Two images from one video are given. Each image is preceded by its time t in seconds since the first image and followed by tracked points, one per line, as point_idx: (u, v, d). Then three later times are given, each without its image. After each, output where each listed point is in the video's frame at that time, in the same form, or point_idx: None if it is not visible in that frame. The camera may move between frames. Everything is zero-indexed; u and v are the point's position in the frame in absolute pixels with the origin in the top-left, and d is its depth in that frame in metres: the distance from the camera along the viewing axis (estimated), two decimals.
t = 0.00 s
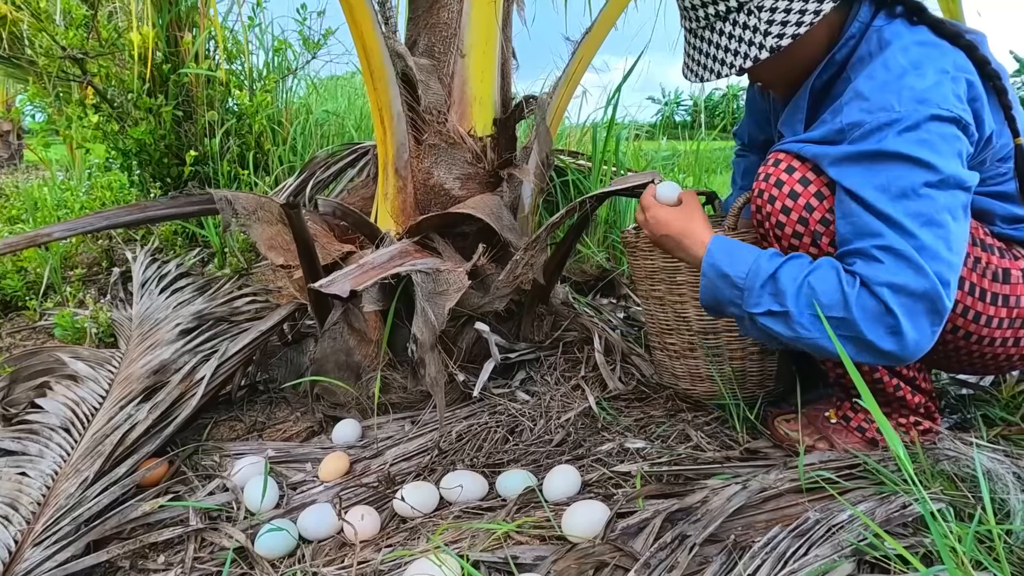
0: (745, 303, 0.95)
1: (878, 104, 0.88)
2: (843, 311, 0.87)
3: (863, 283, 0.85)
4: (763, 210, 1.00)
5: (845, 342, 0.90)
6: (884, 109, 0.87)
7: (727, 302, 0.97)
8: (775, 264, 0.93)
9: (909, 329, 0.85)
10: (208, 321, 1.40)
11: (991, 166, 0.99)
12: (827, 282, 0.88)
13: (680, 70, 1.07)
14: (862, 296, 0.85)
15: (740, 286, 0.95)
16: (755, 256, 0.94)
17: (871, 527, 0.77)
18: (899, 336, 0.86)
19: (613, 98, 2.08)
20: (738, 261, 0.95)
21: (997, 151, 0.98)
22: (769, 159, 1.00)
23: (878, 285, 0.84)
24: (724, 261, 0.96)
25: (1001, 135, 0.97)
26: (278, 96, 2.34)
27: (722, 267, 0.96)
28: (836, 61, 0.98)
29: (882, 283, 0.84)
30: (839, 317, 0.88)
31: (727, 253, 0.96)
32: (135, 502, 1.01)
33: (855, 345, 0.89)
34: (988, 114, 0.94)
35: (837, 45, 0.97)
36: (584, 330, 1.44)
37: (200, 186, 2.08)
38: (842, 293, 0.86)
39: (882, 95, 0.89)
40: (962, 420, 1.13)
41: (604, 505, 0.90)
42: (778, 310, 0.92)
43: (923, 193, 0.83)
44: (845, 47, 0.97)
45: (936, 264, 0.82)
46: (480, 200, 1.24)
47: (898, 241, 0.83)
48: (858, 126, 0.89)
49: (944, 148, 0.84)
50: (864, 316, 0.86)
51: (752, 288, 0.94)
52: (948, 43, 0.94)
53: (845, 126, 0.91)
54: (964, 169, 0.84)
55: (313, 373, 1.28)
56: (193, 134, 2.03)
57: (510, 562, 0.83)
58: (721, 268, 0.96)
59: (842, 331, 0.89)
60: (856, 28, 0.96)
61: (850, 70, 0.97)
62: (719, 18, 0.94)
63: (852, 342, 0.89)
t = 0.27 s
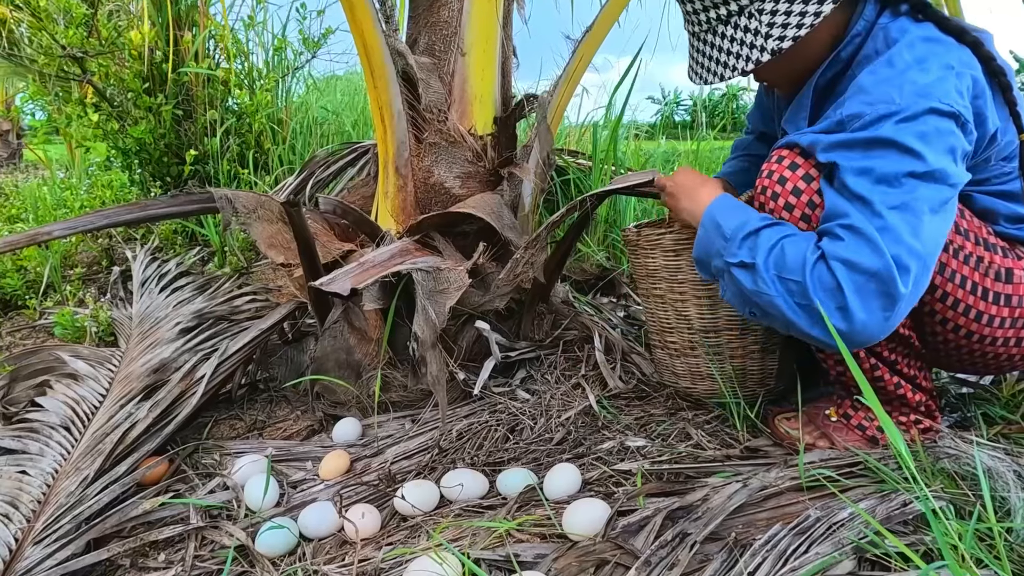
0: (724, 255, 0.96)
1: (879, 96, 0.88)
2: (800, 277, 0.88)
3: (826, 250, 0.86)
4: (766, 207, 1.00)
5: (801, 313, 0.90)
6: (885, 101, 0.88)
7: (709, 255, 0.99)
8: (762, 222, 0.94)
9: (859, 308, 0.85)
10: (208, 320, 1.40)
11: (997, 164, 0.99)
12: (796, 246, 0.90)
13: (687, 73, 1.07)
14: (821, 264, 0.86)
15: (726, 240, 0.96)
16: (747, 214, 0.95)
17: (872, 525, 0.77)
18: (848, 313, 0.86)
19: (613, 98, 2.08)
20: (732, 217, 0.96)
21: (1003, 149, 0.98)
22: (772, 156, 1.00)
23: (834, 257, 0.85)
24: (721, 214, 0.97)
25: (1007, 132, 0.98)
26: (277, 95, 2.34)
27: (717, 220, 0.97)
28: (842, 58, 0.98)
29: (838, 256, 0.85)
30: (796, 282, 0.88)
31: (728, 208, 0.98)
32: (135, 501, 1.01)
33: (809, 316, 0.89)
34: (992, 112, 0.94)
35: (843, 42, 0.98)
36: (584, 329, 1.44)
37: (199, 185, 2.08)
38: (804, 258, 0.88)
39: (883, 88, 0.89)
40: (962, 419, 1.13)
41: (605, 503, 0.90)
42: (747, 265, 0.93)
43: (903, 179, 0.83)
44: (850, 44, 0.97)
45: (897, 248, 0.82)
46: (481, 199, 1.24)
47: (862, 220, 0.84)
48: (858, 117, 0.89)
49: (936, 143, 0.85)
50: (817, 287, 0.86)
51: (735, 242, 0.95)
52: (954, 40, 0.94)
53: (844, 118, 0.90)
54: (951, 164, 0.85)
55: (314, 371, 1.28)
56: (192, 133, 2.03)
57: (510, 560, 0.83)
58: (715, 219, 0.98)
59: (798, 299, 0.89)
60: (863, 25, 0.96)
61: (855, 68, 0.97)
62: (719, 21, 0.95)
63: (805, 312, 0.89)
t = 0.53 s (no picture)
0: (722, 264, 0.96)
1: (872, 94, 0.89)
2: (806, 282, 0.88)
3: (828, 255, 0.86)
4: (763, 206, 1.00)
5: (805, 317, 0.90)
6: (878, 98, 0.88)
7: (708, 263, 0.98)
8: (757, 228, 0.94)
9: (866, 310, 0.85)
10: (206, 320, 1.40)
11: (992, 162, 0.99)
12: (797, 252, 0.89)
13: (685, 81, 1.07)
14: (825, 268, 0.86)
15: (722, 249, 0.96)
16: (742, 221, 0.96)
17: (868, 523, 0.77)
18: (854, 314, 0.86)
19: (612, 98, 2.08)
20: (727, 223, 0.96)
21: (999, 146, 0.98)
22: (769, 155, 1.00)
23: (838, 262, 0.85)
24: (715, 222, 0.97)
25: (1002, 128, 0.98)
26: (276, 95, 2.34)
27: (712, 229, 0.97)
28: (837, 57, 0.98)
29: (842, 259, 0.84)
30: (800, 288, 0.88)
31: (719, 215, 0.98)
32: (133, 500, 1.01)
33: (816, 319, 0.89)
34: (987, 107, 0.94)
35: (836, 41, 0.98)
36: (582, 328, 1.44)
37: (198, 184, 2.08)
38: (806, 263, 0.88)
39: (876, 85, 0.89)
40: (959, 418, 1.13)
41: (602, 502, 0.90)
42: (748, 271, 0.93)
43: (902, 177, 0.83)
44: (843, 44, 0.97)
45: (901, 247, 0.82)
46: (479, 198, 1.24)
47: (863, 220, 0.84)
48: (852, 116, 0.89)
49: (932, 138, 0.84)
50: (823, 290, 0.86)
51: (732, 249, 0.95)
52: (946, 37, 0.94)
53: (839, 116, 0.91)
54: (949, 159, 0.84)
55: (313, 370, 1.29)
56: (191, 133, 2.03)
57: (507, 559, 0.83)
58: (707, 229, 0.98)
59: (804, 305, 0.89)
60: (855, 24, 0.97)
61: (850, 66, 0.97)
62: (709, 29, 0.96)
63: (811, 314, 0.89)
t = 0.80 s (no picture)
0: (755, 340, 0.91)
1: (873, 99, 0.89)
2: (859, 318, 0.85)
3: (871, 283, 0.84)
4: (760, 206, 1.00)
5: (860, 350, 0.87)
6: (879, 104, 0.88)
7: (729, 347, 0.93)
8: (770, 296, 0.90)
9: (922, 322, 0.84)
10: (205, 320, 1.40)
11: (988, 161, 0.98)
12: (833, 297, 0.86)
13: (676, 82, 1.07)
14: (874, 296, 0.84)
15: (747, 327, 0.91)
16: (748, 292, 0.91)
17: (866, 523, 0.77)
18: (911, 330, 0.85)
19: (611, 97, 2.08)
20: (733, 302, 0.91)
21: (993, 146, 0.97)
22: (765, 156, 1.00)
23: (888, 282, 0.83)
24: (720, 306, 0.91)
25: (994, 129, 0.97)
26: (275, 95, 2.34)
27: (720, 315, 0.91)
28: (828, 59, 0.98)
29: (892, 279, 0.83)
30: (854, 325, 0.85)
31: (713, 299, 0.92)
32: (131, 501, 1.01)
33: (874, 348, 0.87)
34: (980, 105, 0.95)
35: (826, 44, 0.98)
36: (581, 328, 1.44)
37: (197, 185, 2.08)
38: (848, 301, 0.85)
39: (876, 90, 0.89)
40: (958, 417, 1.13)
41: (600, 502, 0.90)
42: (793, 334, 0.89)
43: (923, 184, 0.83)
44: (834, 45, 0.97)
45: (940, 254, 0.82)
46: (477, 198, 1.24)
47: (901, 234, 0.82)
48: (854, 122, 0.89)
49: (940, 140, 0.84)
50: (882, 318, 0.84)
51: (760, 323, 0.90)
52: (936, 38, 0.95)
53: (842, 123, 0.91)
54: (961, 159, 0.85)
55: (311, 371, 1.29)
56: (190, 133, 2.02)
57: (505, 559, 0.83)
58: (717, 321, 0.92)
59: (859, 340, 0.86)
60: (846, 26, 0.97)
61: (842, 67, 0.97)
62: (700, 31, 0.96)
63: (869, 345, 0.86)
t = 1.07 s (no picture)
0: (770, 389, 0.87)
1: (872, 104, 0.89)
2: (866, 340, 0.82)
3: (871, 296, 0.82)
4: (758, 208, 1.00)
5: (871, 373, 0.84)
6: (877, 109, 0.88)
7: (744, 402, 0.88)
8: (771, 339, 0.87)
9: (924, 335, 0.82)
10: (204, 321, 1.40)
11: (986, 163, 0.98)
12: (837, 323, 0.83)
13: (669, 77, 1.07)
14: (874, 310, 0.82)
15: (757, 375, 0.87)
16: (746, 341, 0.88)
17: (865, 524, 0.77)
18: (915, 343, 0.82)
19: (610, 97, 2.08)
20: (737, 356, 0.88)
21: (991, 148, 0.97)
22: (763, 158, 1.00)
23: (887, 292, 0.81)
24: (724, 363, 0.88)
25: (994, 131, 0.97)
26: (274, 95, 2.34)
27: (727, 368, 0.88)
28: (825, 62, 0.98)
29: (892, 289, 0.81)
30: (862, 348, 0.82)
31: (716, 356, 0.88)
32: (130, 502, 1.01)
33: (886, 368, 0.83)
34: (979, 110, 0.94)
35: (824, 47, 0.98)
36: (580, 329, 1.44)
37: (196, 185, 2.08)
38: (852, 323, 0.82)
39: (875, 94, 0.89)
40: (957, 417, 1.14)
41: (599, 503, 0.90)
42: (805, 372, 0.85)
43: (921, 192, 0.83)
44: (832, 48, 0.97)
45: (937, 264, 0.81)
46: (477, 199, 1.24)
47: (898, 243, 0.81)
48: (852, 127, 0.90)
49: (939, 147, 0.84)
50: (886, 334, 0.82)
51: (770, 369, 0.86)
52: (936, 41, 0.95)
53: (840, 128, 0.91)
54: (960, 166, 0.84)
55: (311, 372, 1.29)
56: (189, 134, 2.02)
57: (505, 560, 0.83)
58: (725, 376, 0.88)
59: (869, 363, 0.83)
60: (845, 29, 0.97)
61: (839, 71, 0.97)
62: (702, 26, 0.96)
63: (880, 366, 0.83)
